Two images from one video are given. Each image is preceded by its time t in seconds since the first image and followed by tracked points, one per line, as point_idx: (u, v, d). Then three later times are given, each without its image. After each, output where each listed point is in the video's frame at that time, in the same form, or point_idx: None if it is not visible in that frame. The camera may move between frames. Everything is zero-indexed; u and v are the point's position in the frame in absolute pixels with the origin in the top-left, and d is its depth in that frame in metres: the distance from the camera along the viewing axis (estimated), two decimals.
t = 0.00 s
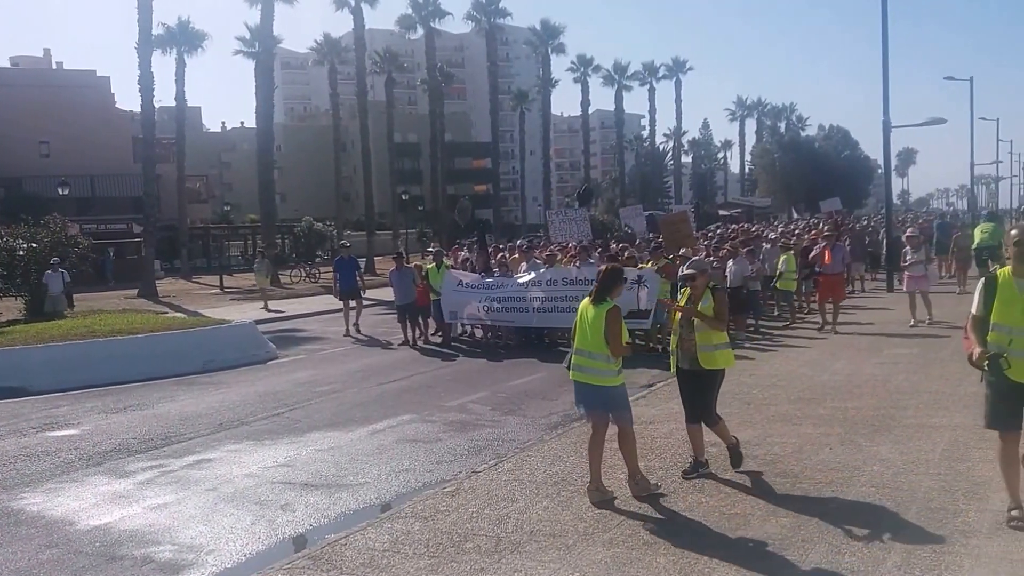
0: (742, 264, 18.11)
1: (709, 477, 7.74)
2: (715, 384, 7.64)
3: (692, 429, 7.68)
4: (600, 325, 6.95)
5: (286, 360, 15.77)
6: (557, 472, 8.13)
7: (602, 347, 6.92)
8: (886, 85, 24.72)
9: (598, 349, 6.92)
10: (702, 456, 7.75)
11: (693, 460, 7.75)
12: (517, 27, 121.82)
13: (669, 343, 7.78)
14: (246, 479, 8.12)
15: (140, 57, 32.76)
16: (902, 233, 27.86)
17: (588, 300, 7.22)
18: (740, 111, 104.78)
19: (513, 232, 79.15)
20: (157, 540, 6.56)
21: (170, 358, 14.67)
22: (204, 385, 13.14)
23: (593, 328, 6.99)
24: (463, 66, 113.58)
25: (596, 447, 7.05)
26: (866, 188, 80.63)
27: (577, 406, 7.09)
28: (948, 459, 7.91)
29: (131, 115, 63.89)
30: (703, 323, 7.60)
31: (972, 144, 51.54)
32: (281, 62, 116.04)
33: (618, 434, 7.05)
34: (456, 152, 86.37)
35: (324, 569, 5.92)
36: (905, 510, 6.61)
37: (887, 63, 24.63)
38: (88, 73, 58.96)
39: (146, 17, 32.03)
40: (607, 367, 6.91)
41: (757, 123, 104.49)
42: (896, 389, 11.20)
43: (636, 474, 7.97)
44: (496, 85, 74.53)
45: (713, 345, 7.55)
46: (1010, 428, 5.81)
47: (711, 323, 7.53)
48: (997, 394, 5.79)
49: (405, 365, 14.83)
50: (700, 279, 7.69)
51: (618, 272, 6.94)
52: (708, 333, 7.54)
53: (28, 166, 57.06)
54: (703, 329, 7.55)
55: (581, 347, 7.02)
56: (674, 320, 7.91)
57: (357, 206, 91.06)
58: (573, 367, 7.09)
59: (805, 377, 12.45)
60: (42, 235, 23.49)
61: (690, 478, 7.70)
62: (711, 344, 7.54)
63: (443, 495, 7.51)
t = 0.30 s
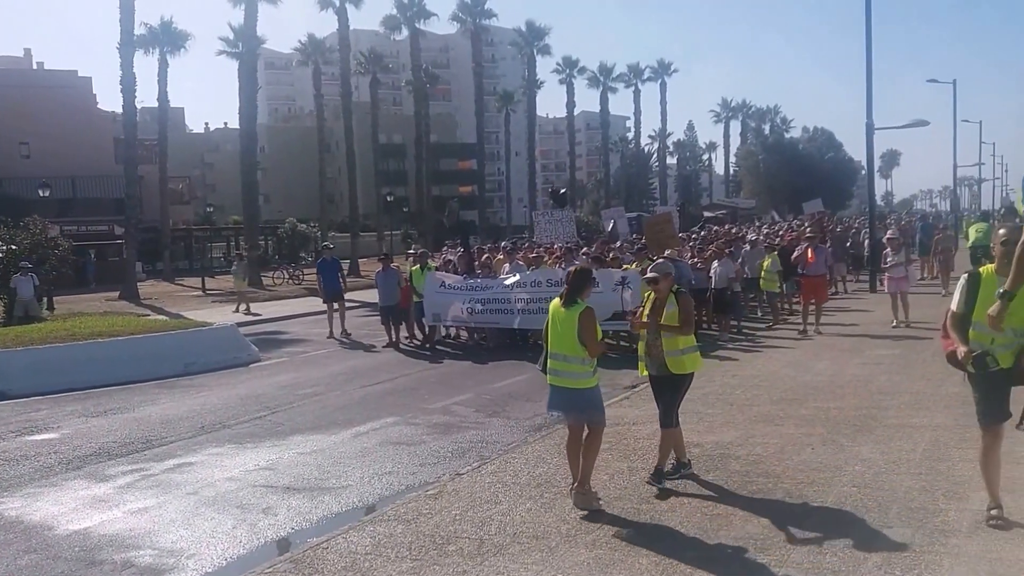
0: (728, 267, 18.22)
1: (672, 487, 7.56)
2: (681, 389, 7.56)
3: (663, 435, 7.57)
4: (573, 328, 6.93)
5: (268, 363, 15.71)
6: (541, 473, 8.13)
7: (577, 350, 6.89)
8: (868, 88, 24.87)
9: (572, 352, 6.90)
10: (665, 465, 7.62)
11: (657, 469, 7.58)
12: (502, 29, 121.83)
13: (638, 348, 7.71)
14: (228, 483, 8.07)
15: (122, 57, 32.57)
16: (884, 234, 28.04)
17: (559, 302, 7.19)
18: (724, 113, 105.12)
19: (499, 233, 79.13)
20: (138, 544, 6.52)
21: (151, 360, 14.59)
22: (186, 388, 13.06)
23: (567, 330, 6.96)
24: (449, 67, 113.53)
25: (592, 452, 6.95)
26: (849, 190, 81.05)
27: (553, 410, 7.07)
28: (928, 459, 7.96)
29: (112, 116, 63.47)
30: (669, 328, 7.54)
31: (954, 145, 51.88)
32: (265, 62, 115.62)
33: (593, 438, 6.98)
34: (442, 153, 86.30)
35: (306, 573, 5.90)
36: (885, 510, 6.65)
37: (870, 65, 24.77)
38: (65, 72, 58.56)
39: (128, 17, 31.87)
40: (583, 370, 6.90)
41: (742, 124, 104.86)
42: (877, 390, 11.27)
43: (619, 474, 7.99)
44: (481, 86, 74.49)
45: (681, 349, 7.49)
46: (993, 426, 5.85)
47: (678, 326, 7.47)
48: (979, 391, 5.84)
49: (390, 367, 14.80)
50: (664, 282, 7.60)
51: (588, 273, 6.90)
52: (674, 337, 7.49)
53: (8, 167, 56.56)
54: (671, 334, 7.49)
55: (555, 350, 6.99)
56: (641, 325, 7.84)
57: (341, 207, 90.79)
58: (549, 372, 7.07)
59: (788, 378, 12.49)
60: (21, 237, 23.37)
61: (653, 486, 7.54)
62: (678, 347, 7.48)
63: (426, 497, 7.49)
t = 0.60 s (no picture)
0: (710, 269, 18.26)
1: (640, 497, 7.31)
2: (644, 400, 7.38)
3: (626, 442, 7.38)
4: (550, 333, 6.87)
5: (249, 366, 15.64)
6: (523, 476, 8.12)
7: (552, 356, 6.84)
8: (848, 91, 25.05)
9: (546, 358, 6.84)
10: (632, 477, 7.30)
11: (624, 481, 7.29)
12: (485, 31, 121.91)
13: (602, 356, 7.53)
14: (207, 488, 8.03)
15: (102, 59, 32.36)
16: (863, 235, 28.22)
17: (532, 306, 7.10)
18: (706, 116, 105.55)
19: (483, 235, 79.17)
20: (115, 550, 6.48)
21: (131, 364, 14.51)
22: (165, 392, 12.97)
23: (543, 336, 6.90)
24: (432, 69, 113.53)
25: (553, 463, 6.84)
26: (830, 192, 81.55)
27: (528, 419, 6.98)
28: (906, 459, 8.01)
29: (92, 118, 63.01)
30: (635, 335, 7.36)
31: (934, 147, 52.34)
32: (246, 64, 115.17)
33: (554, 448, 6.89)
34: (425, 155, 86.23)
35: None
36: (863, 510, 6.69)
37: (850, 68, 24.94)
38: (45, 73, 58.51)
39: (108, 19, 31.67)
40: (558, 376, 6.83)
41: (724, 127, 105.31)
42: (856, 391, 11.35)
43: (600, 476, 8.00)
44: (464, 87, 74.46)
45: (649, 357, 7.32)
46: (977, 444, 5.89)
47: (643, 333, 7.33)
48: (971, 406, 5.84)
49: (371, 370, 14.78)
50: (629, 286, 7.45)
51: (563, 276, 6.87)
52: (638, 345, 7.31)
53: None
54: (636, 342, 7.32)
55: (531, 356, 6.93)
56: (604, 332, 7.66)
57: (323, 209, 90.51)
58: (523, 378, 6.99)
59: (768, 379, 12.55)
60: None
61: (622, 500, 7.23)
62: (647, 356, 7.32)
63: (407, 501, 7.47)
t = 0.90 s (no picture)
0: (692, 270, 18.29)
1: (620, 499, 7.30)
2: (610, 407, 7.32)
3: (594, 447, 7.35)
4: (526, 337, 6.83)
5: (228, 370, 15.56)
6: (504, 478, 8.13)
7: (529, 360, 6.80)
8: (828, 95, 25.20)
9: (523, 362, 6.80)
10: (612, 477, 7.30)
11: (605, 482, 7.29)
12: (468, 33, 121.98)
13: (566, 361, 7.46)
14: (186, 492, 7.99)
15: (81, 60, 32.13)
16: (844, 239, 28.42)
17: (507, 307, 7.07)
18: (688, 119, 105.95)
19: (466, 237, 79.11)
20: (92, 556, 6.44)
21: (109, 368, 14.41)
22: (143, 397, 12.89)
23: (518, 340, 6.86)
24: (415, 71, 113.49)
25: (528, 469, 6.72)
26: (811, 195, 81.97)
27: (499, 423, 6.94)
28: (884, 461, 8.06)
29: (70, 120, 62.61)
30: (600, 341, 7.28)
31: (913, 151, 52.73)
32: (227, 65, 114.69)
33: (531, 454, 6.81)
34: (407, 157, 86.05)
35: None
36: (840, 511, 6.72)
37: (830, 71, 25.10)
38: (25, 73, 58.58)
39: (87, 20, 31.47)
40: (532, 380, 6.80)
41: (705, 130, 105.70)
42: (835, 392, 11.42)
43: (580, 478, 8.02)
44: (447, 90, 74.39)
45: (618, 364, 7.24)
46: (958, 423, 5.97)
47: (609, 339, 7.23)
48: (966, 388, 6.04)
49: (352, 373, 14.74)
50: (594, 290, 7.35)
51: (540, 280, 6.87)
52: (604, 351, 7.23)
53: None
54: (602, 347, 7.23)
55: (504, 360, 6.88)
56: (569, 336, 7.58)
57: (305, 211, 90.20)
58: (495, 382, 6.94)
59: (748, 381, 12.61)
60: None
61: (604, 502, 7.24)
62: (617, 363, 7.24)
63: (388, 505, 7.45)
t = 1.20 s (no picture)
0: (674, 273, 18.33)
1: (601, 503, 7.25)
2: (575, 416, 7.07)
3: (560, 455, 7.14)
4: (501, 342, 6.54)
5: (207, 374, 15.44)
6: (485, 483, 8.07)
7: (506, 367, 6.52)
8: (808, 98, 25.31)
9: (498, 369, 6.50)
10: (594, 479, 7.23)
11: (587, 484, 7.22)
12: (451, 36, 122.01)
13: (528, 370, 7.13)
14: (164, 498, 7.92)
15: (59, 60, 31.86)
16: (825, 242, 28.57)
17: (476, 313, 6.75)
18: (671, 123, 106.30)
19: (449, 240, 79.01)
20: (67, 564, 6.34)
21: (86, 373, 14.27)
22: (121, 401, 12.76)
23: (491, 347, 6.55)
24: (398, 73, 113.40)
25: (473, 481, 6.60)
26: (792, 199, 82.40)
27: (467, 433, 6.64)
28: (864, 462, 8.07)
29: (49, 121, 62.12)
30: (562, 349, 6.99)
31: (893, 156, 53.09)
32: (209, 66, 114.27)
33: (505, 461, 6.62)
34: (390, 159, 85.85)
35: None
36: (820, 513, 6.72)
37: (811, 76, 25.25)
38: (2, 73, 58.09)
39: (66, 20, 31.24)
40: (508, 388, 6.52)
41: (688, 133, 106.05)
42: (815, 395, 11.45)
43: (562, 481, 7.98)
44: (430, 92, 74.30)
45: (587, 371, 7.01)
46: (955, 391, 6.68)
47: (573, 346, 6.95)
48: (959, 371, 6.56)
49: (333, 377, 14.65)
50: (556, 296, 7.05)
51: (512, 284, 6.57)
52: (569, 359, 6.96)
53: None
54: (567, 354, 6.94)
55: (475, 367, 6.56)
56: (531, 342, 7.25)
57: (286, 213, 89.87)
58: (465, 390, 6.64)
59: (729, 383, 12.62)
60: None
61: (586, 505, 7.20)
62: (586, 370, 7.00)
63: (368, 510, 7.38)
